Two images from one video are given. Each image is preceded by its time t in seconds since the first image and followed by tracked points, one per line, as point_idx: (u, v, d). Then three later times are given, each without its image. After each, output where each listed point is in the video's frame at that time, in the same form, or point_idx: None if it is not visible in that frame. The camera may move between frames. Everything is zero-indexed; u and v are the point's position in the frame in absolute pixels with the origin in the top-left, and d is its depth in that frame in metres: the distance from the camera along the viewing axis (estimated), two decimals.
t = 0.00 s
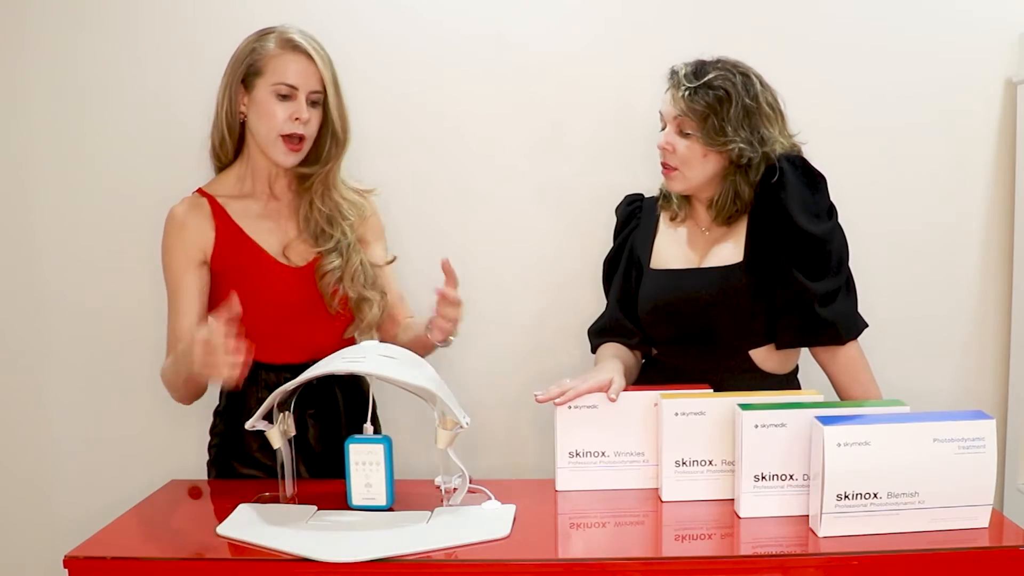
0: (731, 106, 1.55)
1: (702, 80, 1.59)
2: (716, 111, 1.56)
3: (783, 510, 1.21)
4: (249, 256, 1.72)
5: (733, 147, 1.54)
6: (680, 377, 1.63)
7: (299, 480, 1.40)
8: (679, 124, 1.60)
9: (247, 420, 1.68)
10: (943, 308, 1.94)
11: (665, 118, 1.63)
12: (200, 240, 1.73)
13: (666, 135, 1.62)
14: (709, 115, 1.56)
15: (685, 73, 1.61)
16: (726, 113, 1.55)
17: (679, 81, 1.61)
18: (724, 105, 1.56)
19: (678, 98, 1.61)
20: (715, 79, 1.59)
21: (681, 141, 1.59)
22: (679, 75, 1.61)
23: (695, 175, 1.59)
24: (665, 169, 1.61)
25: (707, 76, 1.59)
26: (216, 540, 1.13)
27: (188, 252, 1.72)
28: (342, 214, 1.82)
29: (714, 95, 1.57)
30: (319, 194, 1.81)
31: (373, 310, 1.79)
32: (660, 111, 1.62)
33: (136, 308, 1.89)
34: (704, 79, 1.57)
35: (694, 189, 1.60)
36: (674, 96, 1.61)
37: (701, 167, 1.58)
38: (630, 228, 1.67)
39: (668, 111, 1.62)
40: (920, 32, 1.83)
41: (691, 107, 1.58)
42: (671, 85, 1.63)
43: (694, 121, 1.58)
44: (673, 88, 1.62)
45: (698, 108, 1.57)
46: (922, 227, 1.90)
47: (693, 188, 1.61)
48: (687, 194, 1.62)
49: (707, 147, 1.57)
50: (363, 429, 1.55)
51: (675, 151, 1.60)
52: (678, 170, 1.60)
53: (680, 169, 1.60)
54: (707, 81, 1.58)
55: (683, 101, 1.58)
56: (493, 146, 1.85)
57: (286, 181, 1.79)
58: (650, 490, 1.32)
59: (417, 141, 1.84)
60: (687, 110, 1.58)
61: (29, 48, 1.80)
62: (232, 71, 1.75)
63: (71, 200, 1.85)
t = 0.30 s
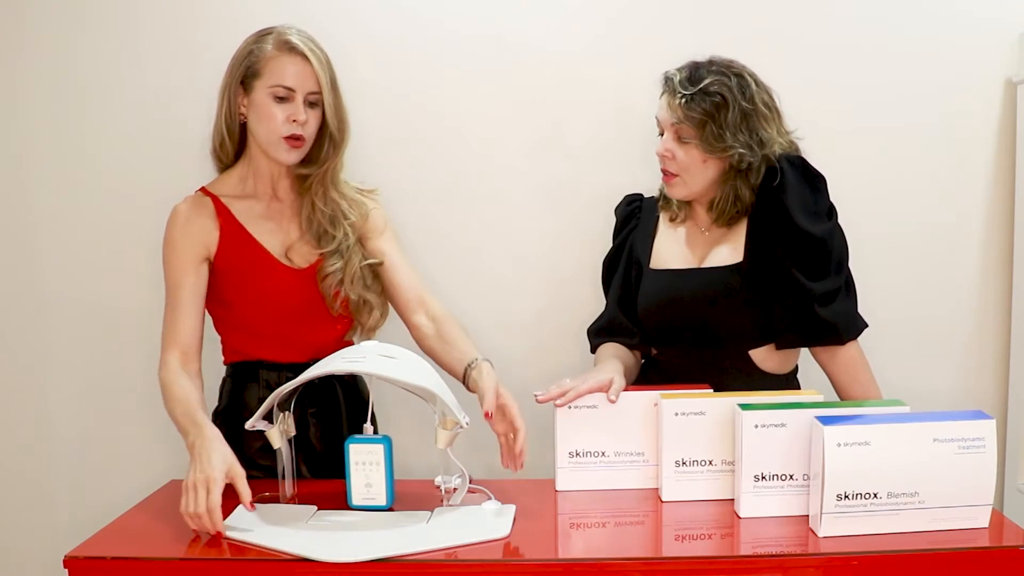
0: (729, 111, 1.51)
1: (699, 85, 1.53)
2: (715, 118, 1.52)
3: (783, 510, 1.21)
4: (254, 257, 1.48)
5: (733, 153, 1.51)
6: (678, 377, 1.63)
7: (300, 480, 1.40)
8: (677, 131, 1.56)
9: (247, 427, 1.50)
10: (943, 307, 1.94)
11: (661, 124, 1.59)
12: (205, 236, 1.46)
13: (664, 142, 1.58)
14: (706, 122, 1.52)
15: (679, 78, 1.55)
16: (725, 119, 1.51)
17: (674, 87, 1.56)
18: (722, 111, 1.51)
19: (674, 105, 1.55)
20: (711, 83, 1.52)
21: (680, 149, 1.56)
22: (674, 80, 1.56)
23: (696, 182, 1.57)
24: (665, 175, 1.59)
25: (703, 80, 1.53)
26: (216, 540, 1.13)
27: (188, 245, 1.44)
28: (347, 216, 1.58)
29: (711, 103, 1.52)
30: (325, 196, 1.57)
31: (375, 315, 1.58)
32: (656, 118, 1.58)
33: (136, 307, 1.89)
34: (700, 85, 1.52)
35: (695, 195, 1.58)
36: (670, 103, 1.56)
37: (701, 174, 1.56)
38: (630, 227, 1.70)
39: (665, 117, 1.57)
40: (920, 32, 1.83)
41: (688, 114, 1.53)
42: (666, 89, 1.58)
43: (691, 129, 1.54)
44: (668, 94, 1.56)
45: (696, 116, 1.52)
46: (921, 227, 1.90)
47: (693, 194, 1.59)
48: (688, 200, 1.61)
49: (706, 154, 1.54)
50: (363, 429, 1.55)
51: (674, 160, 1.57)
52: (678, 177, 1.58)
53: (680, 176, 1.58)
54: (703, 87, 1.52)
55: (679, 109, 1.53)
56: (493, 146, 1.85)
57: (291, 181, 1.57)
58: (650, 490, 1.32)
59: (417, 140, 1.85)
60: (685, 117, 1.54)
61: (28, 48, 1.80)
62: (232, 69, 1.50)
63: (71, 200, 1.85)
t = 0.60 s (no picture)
0: (732, 110, 1.51)
1: (701, 84, 1.53)
2: (718, 117, 1.51)
3: (783, 510, 1.21)
4: (252, 260, 1.48)
5: (738, 151, 1.51)
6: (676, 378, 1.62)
7: (300, 480, 1.40)
8: (680, 131, 1.55)
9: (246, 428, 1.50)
10: (943, 307, 1.94)
11: (661, 125, 1.58)
12: (204, 236, 1.47)
13: (666, 142, 1.57)
14: (710, 121, 1.52)
15: (681, 78, 1.55)
16: (728, 118, 1.51)
17: (676, 86, 1.55)
18: (725, 110, 1.51)
19: (677, 105, 1.55)
20: (713, 83, 1.52)
21: (684, 149, 1.55)
22: (676, 80, 1.55)
23: (700, 182, 1.56)
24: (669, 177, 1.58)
25: (705, 80, 1.53)
26: (215, 540, 1.13)
27: (185, 247, 1.45)
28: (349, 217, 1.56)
29: (714, 102, 1.51)
30: (327, 195, 1.55)
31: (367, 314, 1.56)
32: (658, 118, 1.57)
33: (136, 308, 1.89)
34: (703, 84, 1.51)
35: (699, 195, 1.58)
36: (672, 103, 1.55)
37: (705, 174, 1.56)
38: (630, 228, 1.70)
39: (667, 117, 1.56)
40: (920, 32, 1.83)
41: (692, 114, 1.52)
42: (667, 89, 1.57)
43: (695, 128, 1.53)
44: (669, 94, 1.56)
45: (699, 115, 1.52)
46: (921, 227, 1.90)
47: (697, 195, 1.58)
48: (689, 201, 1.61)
49: (711, 153, 1.53)
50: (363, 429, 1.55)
51: (678, 160, 1.56)
52: (683, 177, 1.57)
53: (684, 176, 1.57)
54: (706, 86, 1.52)
55: (683, 109, 1.53)
56: (493, 146, 1.85)
57: (295, 180, 1.55)
58: (650, 490, 1.32)
59: (417, 141, 1.85)
60: (688, 117, 1.53)
61: (28, 48, 1.80)
62: (240, 65, 1.47)
63: (71, 201, 1.85)
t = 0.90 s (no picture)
0: (736, 106, 1.51)
1: (704, 81, 1.52)
2: (721, 113, 1.51)
3: (783, 510, 1.21)
4: (251, 264, 1.48)
5: (741, 147, 1.52)
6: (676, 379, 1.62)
7: (300, 480, 1.40)
8: (682, 127, 1.55)
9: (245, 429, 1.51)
10: (943, 307, 1.94)
11: (662, 121, 1.57)
12: (202, 236, 1.46)
13: (666, 139, 1.57)
14: (713, 118, 1.51)
15: (683, 74, 1.54)
16: (731, 114, 1.51)
17: (678, 83, 1.54)
18: (728, 106, 1.51)
19: (679, 101, 1.54)
20: (716, 79, 1.52)
21: (685, 145, 1.55)
22: (678, 76, 1.55)
23: (700, 179, 1.56)
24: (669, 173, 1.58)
25: (708, 76, 1.52)
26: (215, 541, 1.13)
27: (184, 248, 1.45)
28: (349, 220, 1.55)
29: (718, 97, 1.51)
30: (329, 198, 1.54)
31: (366, 317, 1.55)
32: (658, 114, 1.56)
33: (137, 308, 1.89)
34: (706, 80, 1.51)
35: (698, 192, 1.58)
36: (674, 98, 1.54)
37: (706, 170, 1.56)
38: (623, 227, 1.68)
39: (669, 113, 1.55)
40: (920, 32, 1.83)
41: (695, 109, 1.52)
42: (669, 85, 1.56)
43: (697, 124, 1.52)
44: (672, 90, 1.55)
45: (703, 111, 1.51)
46: (921, 227, 1.90)
47: (696, 192, 1.58)
48: (687, 198, 1.60)
49: (713, 149, 1.53)
50: (362, 429, 1.55)
51: (679, 157, 1.55)
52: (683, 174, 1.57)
53: (684, 173, 1.57)
54: (709, 82, 1.52)
55: (685, 104, 1.52)
56: (493, 145, 1.85)
57: (296, 181, 1.55)
58: (650, 490, 1.32)
59: (418, 141, 1.85)
60: (691, 113, 1.53)
61: (28, 48, 1.80)
62: (244, 65, 1.47)
63: (71, 201, 1.85)
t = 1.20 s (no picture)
0: (726, 106, 1.52)
1: (694, 80, 1.53)
2: (711, 113, 1.52)
3: (783, 510, 1.21)
4: (252, 265, 1.47)
5: (731, 147, 1.53)
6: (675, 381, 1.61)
7: (300, 480, 1.40)
8: (671, 126, 1.56)
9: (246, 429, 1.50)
10: (943, 307, 1.94)
11: (651, 119, 1.58)
12: (204, 238, 1.46)
13: (655, 137, 1.58)
14: (703, 117, 1.53)
15: (674, 72, 1.55)
16: (721, 114, 1.52)
17: (668, 80, 1.55)
18: (719, 106, 1.53)
19: (669, 100, 1.55)
20: (705, 79, 1.53)
21: (675, 144, 1.56)
22: (668, 74, 1.56)
23: (690, 178, 1.57)
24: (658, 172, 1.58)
25: (698, 75, 1.53)
26: (215, 541, 1.13)
27: (186, 250, 1.45)
28: (350, 220, 1.55)
29: (708, 96, 1.52)
30: (330, 198, 1.54)
31: (370, 316, 1.55)
32: (647, 112, 1.57)
33: (137, 308, 1.89)
34: (696, 79, 1.52)
35: (687, 192, 1.58)
36: (664, 97, 1.56)
37: (696, 170, 1.57)
38: (609, 221, 1.63)
39: (657, 111, 1.57)
40: (920, 32, 1.83)
41: (685, 108, 1.53)
42: (659, 83, 1.57)
43: (687, 122, 1.54)
44: (661, 88, 1.56)
45: (692, 110, 1.53)
46: (921, 227, 1.90)
47: (685, 192, 1.59)
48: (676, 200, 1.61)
49: (702, 149, 1.54)
50: (363, 429, 1.55)
51: (668, 155, 1.56)
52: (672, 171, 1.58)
53: (674, 172, 1.58)
54: (699, 81, 1.53)
55: (675, 103, 1.53)
56: (493, 144, 1.85)
57: (296, 182, 1.55)
58: (650, 490, 1.32)
59: (418, 141, 1.85)
60: (680, 112, 1.54)
61: (28, 47, 1.80)
62: (244, 65, 1.47)
63: (71, 201, 1.85)
